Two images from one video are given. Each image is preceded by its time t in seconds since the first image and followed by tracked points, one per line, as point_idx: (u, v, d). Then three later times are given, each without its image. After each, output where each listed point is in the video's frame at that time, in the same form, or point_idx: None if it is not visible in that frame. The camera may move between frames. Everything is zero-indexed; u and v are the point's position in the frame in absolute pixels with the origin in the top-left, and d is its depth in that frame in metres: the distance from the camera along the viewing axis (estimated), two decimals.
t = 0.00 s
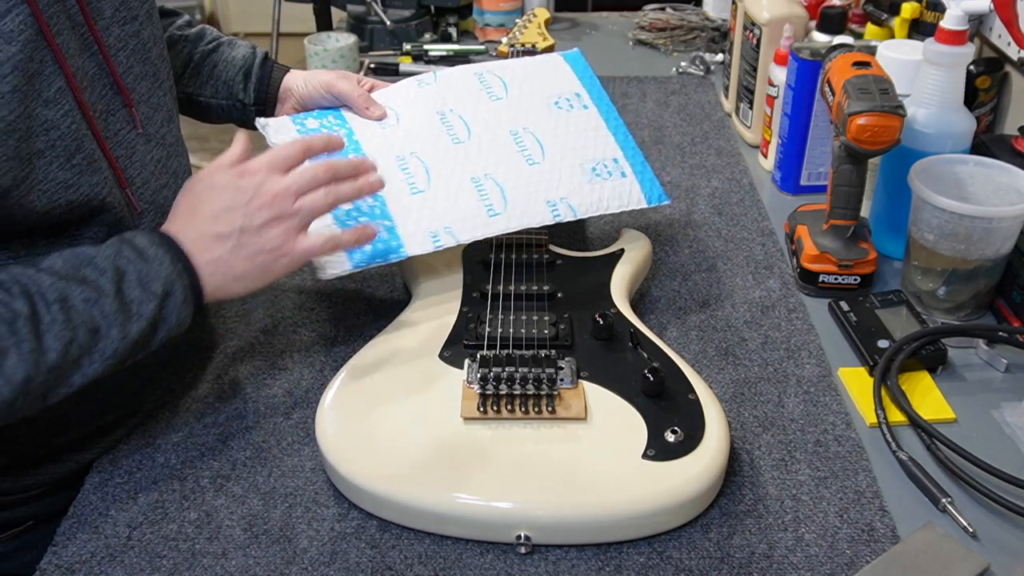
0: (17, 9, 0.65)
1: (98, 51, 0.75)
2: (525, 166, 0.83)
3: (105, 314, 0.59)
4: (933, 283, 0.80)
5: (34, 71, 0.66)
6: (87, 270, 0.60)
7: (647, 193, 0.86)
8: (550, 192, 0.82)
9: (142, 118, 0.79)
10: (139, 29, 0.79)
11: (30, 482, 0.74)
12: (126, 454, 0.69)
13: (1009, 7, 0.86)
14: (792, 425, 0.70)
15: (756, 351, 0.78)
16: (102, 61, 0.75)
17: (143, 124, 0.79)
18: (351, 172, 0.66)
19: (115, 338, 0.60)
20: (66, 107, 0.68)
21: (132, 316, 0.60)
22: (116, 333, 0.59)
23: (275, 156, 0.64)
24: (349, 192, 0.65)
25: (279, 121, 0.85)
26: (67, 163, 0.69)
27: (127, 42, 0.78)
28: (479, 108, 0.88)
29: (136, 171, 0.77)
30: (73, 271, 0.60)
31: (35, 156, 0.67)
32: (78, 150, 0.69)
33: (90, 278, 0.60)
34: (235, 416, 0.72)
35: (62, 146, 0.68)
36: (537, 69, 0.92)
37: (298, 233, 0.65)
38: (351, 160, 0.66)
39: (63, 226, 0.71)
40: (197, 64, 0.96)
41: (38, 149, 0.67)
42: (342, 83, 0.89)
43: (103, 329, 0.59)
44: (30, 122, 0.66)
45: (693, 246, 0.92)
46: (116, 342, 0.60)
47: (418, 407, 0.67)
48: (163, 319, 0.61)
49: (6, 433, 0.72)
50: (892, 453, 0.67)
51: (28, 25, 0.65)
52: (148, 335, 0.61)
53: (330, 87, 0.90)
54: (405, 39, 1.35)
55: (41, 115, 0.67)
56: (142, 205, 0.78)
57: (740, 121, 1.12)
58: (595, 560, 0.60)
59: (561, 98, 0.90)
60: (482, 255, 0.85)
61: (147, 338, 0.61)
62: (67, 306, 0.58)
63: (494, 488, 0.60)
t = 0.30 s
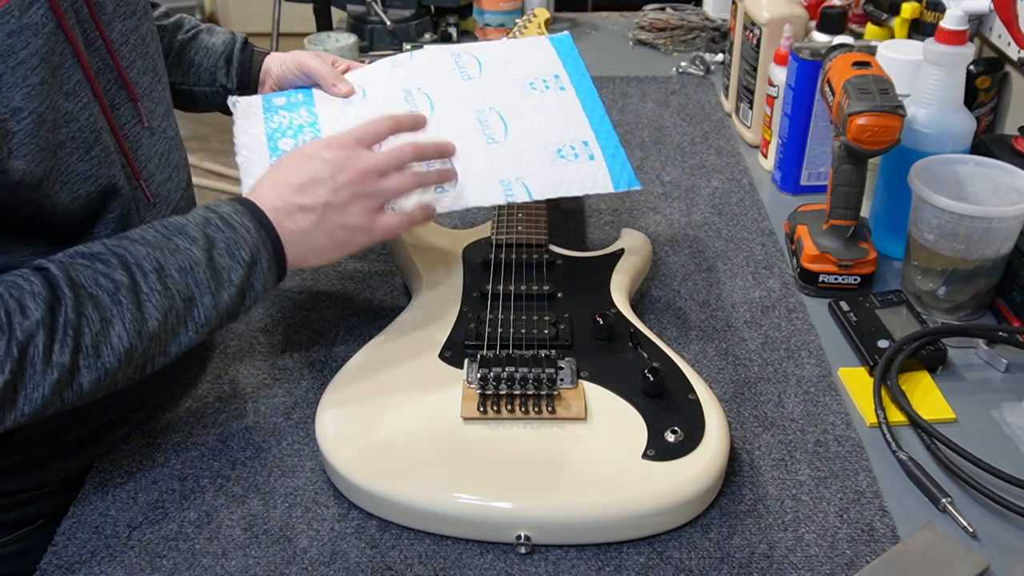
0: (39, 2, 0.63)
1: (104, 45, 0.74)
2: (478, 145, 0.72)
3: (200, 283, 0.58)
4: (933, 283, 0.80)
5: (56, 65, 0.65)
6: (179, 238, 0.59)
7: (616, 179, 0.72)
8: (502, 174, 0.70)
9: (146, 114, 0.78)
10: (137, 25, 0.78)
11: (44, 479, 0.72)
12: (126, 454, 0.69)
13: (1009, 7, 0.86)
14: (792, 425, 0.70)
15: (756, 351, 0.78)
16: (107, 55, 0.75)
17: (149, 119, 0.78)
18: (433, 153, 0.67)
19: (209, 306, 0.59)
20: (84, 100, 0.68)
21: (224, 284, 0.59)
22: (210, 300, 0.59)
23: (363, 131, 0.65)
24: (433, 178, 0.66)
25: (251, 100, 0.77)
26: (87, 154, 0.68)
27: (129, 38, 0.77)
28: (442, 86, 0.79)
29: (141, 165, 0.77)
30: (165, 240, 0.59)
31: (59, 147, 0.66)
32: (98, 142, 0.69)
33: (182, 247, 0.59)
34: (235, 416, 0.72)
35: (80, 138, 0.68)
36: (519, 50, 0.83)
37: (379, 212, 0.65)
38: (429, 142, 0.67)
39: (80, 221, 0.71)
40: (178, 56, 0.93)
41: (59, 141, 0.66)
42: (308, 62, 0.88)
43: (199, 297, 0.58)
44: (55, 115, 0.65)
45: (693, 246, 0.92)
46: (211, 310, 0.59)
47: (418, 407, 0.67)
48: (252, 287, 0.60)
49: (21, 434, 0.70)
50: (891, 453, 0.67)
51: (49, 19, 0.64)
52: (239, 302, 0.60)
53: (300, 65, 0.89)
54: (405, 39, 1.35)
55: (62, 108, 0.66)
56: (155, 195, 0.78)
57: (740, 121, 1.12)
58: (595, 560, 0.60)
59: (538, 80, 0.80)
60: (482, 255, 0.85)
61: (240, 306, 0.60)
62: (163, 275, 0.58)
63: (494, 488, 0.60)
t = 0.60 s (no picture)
0: (41, 2, 0.63)
1: (108, 43, 0.74)
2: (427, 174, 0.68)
3: (215, 265, 0.51)
4: (933, 282, 0.80)
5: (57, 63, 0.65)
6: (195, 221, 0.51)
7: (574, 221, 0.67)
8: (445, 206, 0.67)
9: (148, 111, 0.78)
10: (140, 24, 0.78)
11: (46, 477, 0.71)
12: (126, 454, 0.69)
13: (1009, 7, 0.86)
14: (793, 425, 0.70)
15: (756, 351, 0.78)
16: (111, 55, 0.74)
17: (150, 116, 0.78)
18: (459, 122, 0.55)
19: (225, 293, 0.51)
20: (85, 99, 0.68)
21: (240, 268, 0.51)
22: (226, 287, 0.51)
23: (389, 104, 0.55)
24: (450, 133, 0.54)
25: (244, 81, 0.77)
26: (90, 153, 0.68)
27: (131, 37, 0.76)
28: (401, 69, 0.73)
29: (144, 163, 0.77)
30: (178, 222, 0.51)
31: (64, 146, 0.65)
32: (100, 141, 0.68)
33: (194, 228, 0.51)
34: (235, 416, 0.72)
35: (83, 138, 0.67)
36: (506, 28, 0.73)
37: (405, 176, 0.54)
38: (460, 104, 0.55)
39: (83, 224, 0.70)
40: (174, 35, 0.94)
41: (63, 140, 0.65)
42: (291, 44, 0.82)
43: (213, 282, 0.51)
44: (60, 114, 0.64)
45: (693, 246, 0.92)
46: (227, 294, 0.51)
47: (418, 407, 0.67)
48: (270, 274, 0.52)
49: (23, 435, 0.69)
50: (891, 453, 0.67)
51: (49, 19, 0.64)
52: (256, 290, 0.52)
53: (282, 46, 0.83)
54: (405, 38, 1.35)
55: (66, 106, 0.65)
56: (156, 194, 0.78)
57: (740, 121, 1.12)
58: (595, 560, 0.60)
59: (512, 82, 0.71)
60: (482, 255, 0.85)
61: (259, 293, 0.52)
62: (176, 258, 0.50)
63: (494, 488, 0.60)
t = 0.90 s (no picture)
0: None
1: (110, 37, 0.74)
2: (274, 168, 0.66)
3: (223, 221, 0.56)
4: (933, 283, 0.80)
5: (68, 54, 0.65)
6: (198, 180, 0.56)
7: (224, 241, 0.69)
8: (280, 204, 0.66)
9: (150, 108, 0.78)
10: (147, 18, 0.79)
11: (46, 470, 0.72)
12: (126, 454, 0.69)
13: (1009, 7, 0.86)
14: (792, 425, 0.70)
15: (756, 351, 0.78)
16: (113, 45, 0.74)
17: (155, 111, 0.78)
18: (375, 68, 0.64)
19: (234, 246, 0.56)
20: (95, 90, 0.68)
21: (247, 222, 0.56)
22: (234, 241, 0.56)
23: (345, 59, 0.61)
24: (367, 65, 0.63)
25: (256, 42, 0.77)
26: (96, 145, 0.68)
27: (136, 31, 0.77)
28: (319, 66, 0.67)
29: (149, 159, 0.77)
30: (185, 184, 0.56)
31: (71, 137, 0.66)
32: (106, 135, 0.69)
33: (201, 189, 0.56)
34: (235, 416, 0.72)
35: (92, 129, 0.67)
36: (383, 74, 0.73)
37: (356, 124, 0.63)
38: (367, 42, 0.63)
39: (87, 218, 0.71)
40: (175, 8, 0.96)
41: (73, 132, 0.66)
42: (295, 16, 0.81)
43: (222, 238, 0.56)
44: (68, 105, 0.65)
45: (693, 246, 0.92)
46: (237, 248, 0.56)
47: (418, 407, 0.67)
48: (274, 222, 0.57)
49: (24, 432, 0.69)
50: (891, 453, 0.67)
51: (54, 11, 0.64)
52: (262, 242, 0.57)
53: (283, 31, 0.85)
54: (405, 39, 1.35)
55: (76, 96, 0.66)
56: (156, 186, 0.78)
57: (740, 121, 1.12)
58: (595, 560, 0.60)
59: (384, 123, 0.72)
60: (482, 255, 0.85)
61: (264, 241, 0.57)
62: (186, 219, 0.55)
63: (494, 488, 0.60)
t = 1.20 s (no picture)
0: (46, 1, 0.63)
1: (116, 43, 0.74)
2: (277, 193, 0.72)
3: (167, 297, 0.59)
4: (933, 283, 0.80)
5: (60, 62, 0.65)
6: (152, 251, 0.59)
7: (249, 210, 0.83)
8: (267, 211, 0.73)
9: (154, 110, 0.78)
10: (155, 22, 0.78)
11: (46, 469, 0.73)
12: (126, 454, 0.69)
13: (1009, 7, 0.86)
14: (792, 425, 0.70)
15: (756, 351, 0.78)
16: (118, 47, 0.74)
17: (160, 115, 0.78)
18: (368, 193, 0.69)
19: (173, 319, 0.59)
20: (91, 97, 0.68)
21: (191, 299, 0.60)
22: (174, 315, 0.59)
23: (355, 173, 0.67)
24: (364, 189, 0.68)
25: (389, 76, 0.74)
26: (94, 152, 0.68)
27: (144, 35, 0.77)
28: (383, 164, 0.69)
29: (152, 162, 0.77)
30: (138, 254, 0.59)
31: (66, 145, 0.65)
32: (104, 140, 0.68)
33: (154, 261, 0.59)
34: (235, 416, 0.72)
35: (90, 136, 0.67)
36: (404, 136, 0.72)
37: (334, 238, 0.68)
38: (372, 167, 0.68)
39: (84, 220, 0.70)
40: None
41: (69, 138, 0.65)
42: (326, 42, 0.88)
43: (163, 311, 0.59)
44: (61, 112, 0.65)
45: (693, 246, 0.92)
46: (174, 322, 0.59)
47: (417, 408, 0.67)
48: (218, 302, 0.61)
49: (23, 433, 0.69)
50: (891, 453, 0.67)
51: (54, 17, 0.64)
52: (202, 318, 0.61)
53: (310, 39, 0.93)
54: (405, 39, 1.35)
55: (70, 104, 0.65)
56: (154, 193, 0.77)
57: (740, 121, 1.12)
58: (595, 560, 0.60)
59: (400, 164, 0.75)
60: (482, 255, 0.85)
61: (202, 319, 0.61)
62: (132, 290, 0.58)
63: (494, 488, 0.60)
